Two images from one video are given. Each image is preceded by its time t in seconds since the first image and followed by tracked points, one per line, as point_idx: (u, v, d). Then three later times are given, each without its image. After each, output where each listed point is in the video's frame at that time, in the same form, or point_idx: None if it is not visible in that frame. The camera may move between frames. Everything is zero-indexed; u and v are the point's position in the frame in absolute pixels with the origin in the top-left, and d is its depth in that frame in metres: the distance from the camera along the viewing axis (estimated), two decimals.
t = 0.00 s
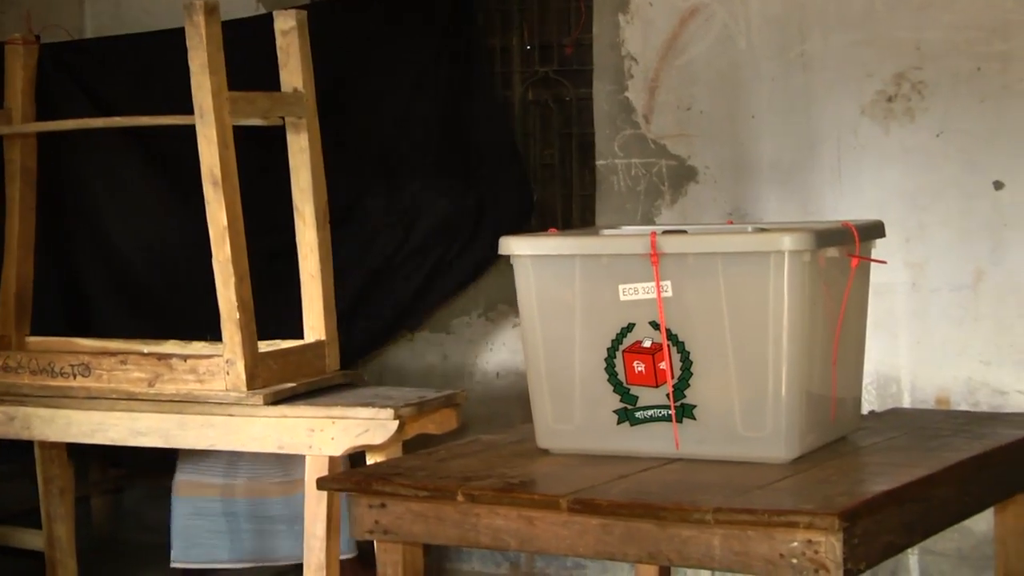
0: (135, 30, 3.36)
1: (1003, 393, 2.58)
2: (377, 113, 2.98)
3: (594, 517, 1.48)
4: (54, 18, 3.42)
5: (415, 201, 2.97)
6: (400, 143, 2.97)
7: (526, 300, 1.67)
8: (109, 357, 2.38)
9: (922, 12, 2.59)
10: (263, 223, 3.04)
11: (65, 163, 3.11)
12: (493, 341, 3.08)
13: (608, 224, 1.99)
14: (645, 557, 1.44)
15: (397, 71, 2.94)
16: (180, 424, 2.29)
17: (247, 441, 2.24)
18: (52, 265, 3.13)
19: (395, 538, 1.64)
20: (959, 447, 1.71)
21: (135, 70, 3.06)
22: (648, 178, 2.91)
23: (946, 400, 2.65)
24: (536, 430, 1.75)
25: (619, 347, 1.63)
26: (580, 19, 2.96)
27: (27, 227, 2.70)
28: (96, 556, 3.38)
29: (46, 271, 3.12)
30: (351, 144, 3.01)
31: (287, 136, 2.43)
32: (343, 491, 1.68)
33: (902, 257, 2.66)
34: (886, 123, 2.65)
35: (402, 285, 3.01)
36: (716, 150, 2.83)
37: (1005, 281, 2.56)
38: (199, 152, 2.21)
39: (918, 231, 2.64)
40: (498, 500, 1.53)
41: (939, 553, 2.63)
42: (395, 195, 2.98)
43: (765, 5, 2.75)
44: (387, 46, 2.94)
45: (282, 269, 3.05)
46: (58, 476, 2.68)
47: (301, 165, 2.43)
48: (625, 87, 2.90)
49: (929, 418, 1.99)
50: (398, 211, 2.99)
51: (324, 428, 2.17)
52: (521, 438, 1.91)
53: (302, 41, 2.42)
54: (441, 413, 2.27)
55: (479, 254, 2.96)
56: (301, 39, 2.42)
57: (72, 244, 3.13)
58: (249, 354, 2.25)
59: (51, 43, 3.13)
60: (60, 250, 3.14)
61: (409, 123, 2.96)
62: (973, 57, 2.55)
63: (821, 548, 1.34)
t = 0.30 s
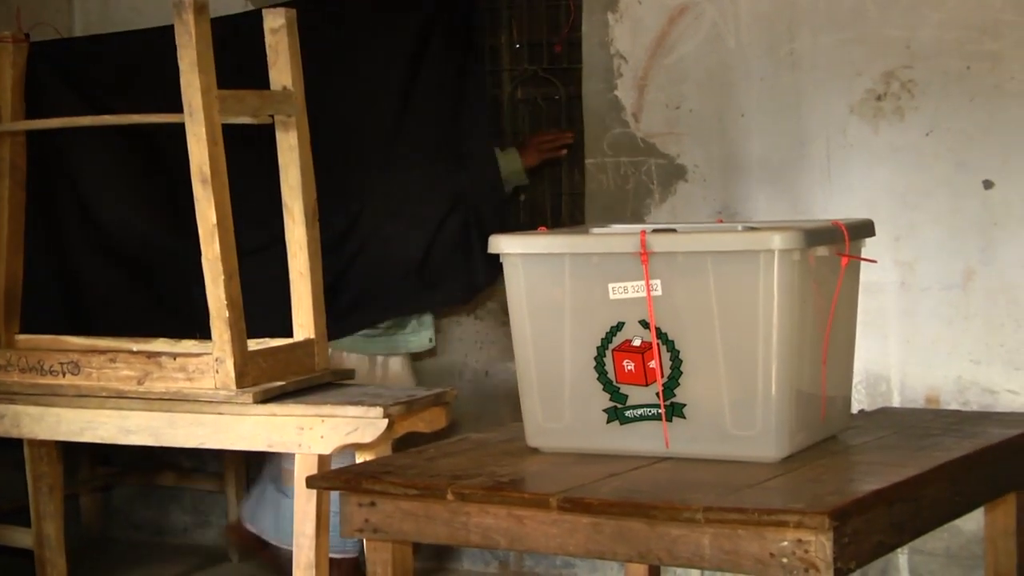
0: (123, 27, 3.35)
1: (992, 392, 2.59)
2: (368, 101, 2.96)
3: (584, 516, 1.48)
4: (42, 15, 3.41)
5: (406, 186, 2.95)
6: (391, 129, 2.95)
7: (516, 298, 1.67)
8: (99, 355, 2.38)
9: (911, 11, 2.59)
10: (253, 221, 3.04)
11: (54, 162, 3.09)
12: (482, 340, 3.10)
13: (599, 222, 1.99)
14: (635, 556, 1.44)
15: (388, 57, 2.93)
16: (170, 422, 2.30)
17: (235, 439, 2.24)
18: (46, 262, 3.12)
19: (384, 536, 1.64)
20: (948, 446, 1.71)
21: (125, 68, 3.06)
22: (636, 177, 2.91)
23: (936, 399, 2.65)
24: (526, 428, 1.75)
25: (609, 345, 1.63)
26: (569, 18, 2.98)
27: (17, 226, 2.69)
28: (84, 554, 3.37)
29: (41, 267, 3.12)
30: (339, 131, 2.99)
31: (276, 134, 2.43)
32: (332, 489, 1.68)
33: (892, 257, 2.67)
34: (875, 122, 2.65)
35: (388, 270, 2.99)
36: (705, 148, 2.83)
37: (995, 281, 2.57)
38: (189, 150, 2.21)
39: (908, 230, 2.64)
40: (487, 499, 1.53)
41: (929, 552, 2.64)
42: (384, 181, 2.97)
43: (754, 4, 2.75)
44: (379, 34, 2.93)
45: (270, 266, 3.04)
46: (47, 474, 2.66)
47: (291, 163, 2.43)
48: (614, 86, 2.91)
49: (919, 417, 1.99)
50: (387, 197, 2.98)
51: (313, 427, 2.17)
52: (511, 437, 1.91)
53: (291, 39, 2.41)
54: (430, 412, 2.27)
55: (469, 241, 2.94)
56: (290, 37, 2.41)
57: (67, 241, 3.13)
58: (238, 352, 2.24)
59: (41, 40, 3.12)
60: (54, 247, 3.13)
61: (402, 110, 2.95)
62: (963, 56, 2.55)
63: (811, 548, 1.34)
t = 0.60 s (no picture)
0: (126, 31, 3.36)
1: (996, 395, 2.58)
2: (368, 105, 2.95)
3: (588, 519, 1.48)
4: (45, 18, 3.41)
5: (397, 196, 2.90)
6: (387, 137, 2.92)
7: (520, 301, 1.67)
8: (102, 358, 2.38)
9: (913, 13, 2.59)
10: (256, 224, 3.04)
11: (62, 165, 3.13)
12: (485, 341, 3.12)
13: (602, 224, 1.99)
14: (639, 559, 1.44)
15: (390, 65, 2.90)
16: (173, 424, 2.30)
17: (239, 442, 2.24)
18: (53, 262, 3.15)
19: (388, 539, 1.64)
20: (952, 449, 1.71)
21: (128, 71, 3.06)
22: (639, 179, 2.93)
23: (939, 400, 2.65)
24: (530, 431, 1.75)
25: (613, 348, 1.63)
26: (573, 20, 2.99)
27: (19, 229, 2.69)
28: (87, 557, 3.37)
29: (50, 267, 3.16)
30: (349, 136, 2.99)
31: (280, 136, 2.43)
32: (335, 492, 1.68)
33: (894, 258, 2.66)
34: (878, 125, 2.65)
35: (380, 279, 2.96)
36: (707, 150, 2.83)
37: (998, 283, 2.56)
38: (192, 153, 2.21)
39: (911, 232, 2.64)
40: (491, 502, 1.53)
41: (932, 554, 2.64)
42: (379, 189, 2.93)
43: (756, 6, 2.75)
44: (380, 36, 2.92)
45: (274, 269, 3.04)
46: (50, 477, 2.67)
47: (294, 166, 2.43)
48: (617, 88, 2.92)
49: (923, 420, 1.99)
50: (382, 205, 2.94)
51: (317, 429, 2.17)
52: (514, 440, 1.91)
53: (295, 41, 2.41)
54: (433, 414, 2.27)
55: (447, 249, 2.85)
56: (294, 39, 2.41)
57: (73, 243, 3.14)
58: (241, 355, 2.24)
59: (44, 43, 3.13)
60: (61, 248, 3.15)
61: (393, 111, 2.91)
62: (966, 58, 2.55)
63: (815, 551, 1.34)
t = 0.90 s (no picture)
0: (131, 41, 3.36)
1: (1000, 406, 2.58)
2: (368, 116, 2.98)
3: (592, 530, 1.48)
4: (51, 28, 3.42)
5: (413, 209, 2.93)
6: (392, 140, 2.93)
7: (523, 312, 1.67)
8: (106, 368, 2.37)
9: (917, 25, 2.60)
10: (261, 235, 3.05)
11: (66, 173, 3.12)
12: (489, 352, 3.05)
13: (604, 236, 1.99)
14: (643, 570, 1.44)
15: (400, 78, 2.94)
16: (176, 434, 2.30)
17: (242, 452, 2.24)
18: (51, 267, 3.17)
19: (391, 550, 1.63)
20: (956, 461, 1.71)
21: (133, 81, 3.06)
22: (644, 191, 2.92)
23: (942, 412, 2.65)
24: (533, 442, 1.75)
25: (617, 360, 1.63)
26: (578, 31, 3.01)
27: (24, 238, 2.70)
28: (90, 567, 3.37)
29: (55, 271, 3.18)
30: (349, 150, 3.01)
31: (284, 147, 2.43)
32: (338, 503, 1.68)
33: (898, 270, 2.66)
34: (882, 136, 2.65)
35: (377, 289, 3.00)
36: (712, 161, 2.84)
37: (1003, 294, 2.56)
38: (197, 164, 2.22)
39: (914, 244, 2.64)
40: (495, 513, 1.53)
41: (936, 566, 2.64)
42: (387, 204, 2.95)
43: (761, 17, 2.76)
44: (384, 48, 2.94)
45: (279, 279, 3.05)
46: (53, 487, 2.67)
47: (299, 176, 2.43)
48: (621, 99, 2.92)
49: (927, 432, 1.99)
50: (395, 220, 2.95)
51: (321, 440, 2.17)
52: (517, 451, 1.90)
53: (299, 51, 2.42)
54: (437, 425, 2.27)
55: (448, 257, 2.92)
56: (299, 49, 2.42)
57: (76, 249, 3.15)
58: (245, 365, 2.25)
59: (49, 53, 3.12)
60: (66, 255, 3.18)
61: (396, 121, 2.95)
62: (969, 70, 2.56)
63: (819, 562, 1.34)
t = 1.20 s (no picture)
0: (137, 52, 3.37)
1: (1003, 419, 2.58)
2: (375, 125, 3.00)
3: (595, 542, 1.48)
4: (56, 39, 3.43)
5: (416, 227, 3.00)
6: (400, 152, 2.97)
7: (527, 323, 1.67)
8: (110, 380, 2.39)
9: (921, 39, 2.60)
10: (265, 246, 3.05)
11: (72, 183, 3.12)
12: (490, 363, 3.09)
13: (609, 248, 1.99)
14: None
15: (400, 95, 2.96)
16: (180, 445, 2.29)
17: (246, 463, 2.24)
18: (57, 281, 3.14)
19: (395, 562, 1.63)
20: (959, 474, 1.71)
21: (138, 93, 3.07)
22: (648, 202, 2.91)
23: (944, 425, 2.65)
24: (537, 454, 1.76)
25: (621, 371, 1.63)
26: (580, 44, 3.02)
27: (29, 249, 2.70)
28: None
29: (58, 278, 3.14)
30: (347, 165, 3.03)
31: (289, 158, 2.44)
32: (342, 514, 1.68)
33: (901, 283, 2.67)
34: (886, 150, 2.66)
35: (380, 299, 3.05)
36: (715, 174, 2.84)
37: (1006, 307, 2.56)
38: (202, 175, 2.22)
39: (917, 257, 2.64)
40: (498, 524, 1.53)
41: None
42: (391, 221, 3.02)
43: (765, 30, 2.77)
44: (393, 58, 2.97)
45: (283, 290, 3.06)
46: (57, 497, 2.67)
47: (303, 188, 2.43)
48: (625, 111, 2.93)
49: (930, 444, 1.99)
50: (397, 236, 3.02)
51: (324, 451, 2.17)
52: (520, 463, 1.90)
53: (304, 63, 2.42)
54: (441, 437, 2.26)
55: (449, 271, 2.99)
56: (303, 61, 2.42)
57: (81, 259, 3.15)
58: (249, 376, 2.26)
59: (54, 64, 3.13)
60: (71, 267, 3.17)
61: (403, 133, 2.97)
62: (973, 83, 2.56)
63: None
